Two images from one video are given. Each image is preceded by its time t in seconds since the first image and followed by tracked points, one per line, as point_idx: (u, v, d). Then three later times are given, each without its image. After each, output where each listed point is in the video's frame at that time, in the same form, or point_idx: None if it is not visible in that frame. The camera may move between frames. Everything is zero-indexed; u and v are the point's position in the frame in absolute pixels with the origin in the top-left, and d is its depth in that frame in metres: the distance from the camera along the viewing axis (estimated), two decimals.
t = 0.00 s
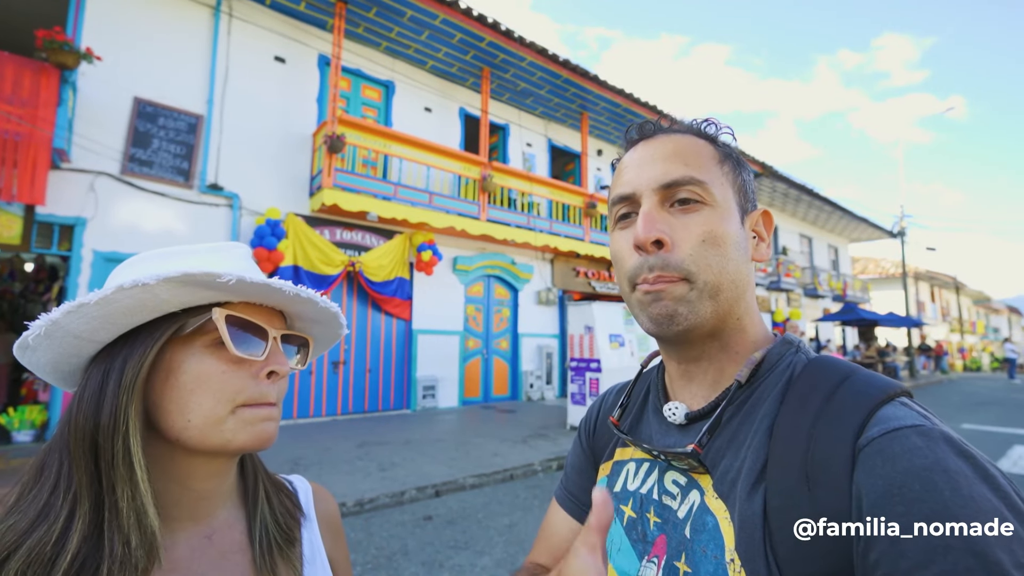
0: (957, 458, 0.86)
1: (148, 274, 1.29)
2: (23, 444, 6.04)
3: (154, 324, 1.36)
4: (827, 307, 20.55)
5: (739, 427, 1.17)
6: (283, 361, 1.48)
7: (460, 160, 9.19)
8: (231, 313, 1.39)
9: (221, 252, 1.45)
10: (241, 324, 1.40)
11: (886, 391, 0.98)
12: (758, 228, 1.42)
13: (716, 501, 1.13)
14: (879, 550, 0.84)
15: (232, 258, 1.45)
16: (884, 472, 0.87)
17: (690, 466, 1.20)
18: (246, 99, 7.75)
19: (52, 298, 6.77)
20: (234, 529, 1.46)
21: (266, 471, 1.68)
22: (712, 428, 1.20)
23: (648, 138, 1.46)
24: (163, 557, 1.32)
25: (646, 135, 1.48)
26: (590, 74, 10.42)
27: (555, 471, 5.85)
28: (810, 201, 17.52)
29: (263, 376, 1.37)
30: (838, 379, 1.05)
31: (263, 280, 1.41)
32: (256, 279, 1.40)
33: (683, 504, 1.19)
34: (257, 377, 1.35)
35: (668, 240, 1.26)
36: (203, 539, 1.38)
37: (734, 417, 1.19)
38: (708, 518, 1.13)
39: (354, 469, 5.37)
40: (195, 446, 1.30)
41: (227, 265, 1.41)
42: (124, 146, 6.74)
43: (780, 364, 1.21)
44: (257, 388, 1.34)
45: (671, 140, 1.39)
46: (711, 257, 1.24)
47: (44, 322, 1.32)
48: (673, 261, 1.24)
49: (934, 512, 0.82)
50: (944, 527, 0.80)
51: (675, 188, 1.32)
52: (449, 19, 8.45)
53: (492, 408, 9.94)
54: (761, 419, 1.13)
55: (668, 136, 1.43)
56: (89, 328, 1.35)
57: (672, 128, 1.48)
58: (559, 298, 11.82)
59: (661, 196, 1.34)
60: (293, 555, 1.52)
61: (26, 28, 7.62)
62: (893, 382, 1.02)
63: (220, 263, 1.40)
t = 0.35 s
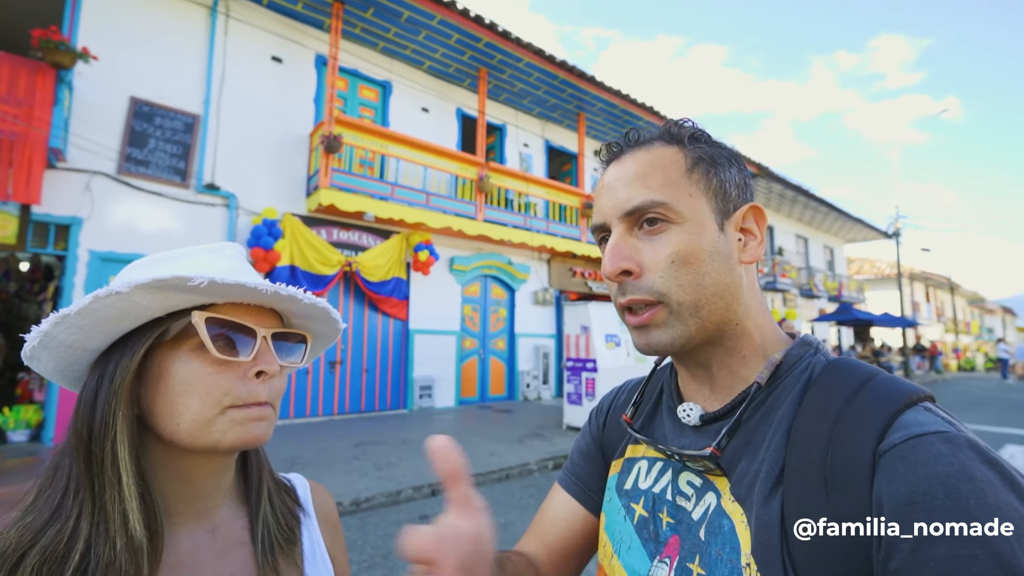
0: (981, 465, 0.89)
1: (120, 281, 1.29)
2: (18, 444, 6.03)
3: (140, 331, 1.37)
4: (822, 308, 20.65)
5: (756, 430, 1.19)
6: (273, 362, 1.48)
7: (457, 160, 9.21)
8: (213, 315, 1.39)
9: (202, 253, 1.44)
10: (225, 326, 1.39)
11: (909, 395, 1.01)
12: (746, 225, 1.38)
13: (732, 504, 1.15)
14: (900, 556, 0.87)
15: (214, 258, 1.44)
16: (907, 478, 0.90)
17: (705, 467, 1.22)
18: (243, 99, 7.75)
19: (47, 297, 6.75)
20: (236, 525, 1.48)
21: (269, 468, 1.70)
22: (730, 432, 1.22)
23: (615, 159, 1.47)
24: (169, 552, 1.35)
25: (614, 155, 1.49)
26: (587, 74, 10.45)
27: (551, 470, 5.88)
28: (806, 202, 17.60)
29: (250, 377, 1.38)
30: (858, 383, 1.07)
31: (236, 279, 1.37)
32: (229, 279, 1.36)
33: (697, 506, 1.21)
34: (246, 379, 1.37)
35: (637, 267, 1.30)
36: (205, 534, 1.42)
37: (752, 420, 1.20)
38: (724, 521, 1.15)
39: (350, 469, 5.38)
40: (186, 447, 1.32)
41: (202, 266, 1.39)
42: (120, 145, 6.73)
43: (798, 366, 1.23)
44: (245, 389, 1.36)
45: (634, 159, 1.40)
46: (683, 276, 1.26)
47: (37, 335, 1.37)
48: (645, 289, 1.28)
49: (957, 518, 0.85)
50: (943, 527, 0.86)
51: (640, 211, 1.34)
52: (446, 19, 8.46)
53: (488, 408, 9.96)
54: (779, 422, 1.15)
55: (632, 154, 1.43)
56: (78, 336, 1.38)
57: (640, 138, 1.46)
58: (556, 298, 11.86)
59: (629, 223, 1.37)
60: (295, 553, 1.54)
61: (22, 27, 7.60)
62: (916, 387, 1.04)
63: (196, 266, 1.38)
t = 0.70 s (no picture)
0: (974, 454, 0.90)
1: (120, 282, 1.31)
2: (13, 444, 6.01)
3: (142, 330, 1.40)
4: (816, 308, 20.79)
5: (752, 423, 1.22)
6: (269, 363, 1.48)
7: (453, 161, 9.23)
8: (211, 317, 1.40)
9: (206, 254, 1.45)
10: (223, 327, 1.40)
11: (899, 385, 1.04)
12: (769, 223, 1.47)
13: (729, 497, 1.18)
14: (897, 547, 0.89)
15: (215, 259, 1.45)
16: (898, 468, 0.93)
17: (702, 462, 1.25)
18: (240, 98, 7.75)
19: (42, 297, 6.73)
20: (241, 514, 1.51)
21: (273, 459, 1.73)
22: (727, 427, 1.24)
23: (657, 130, 1.47)
24: (176, 539, 1.38)
25: (655, 126, 1.50)
26: (583, 75, 10.50)
27: (546, 469, 5.92)
28: (801, 203, 17.72)
29: (245, 378, 1.39)
30: (850, 375, 1.10)
31: (230, 284, 1.37)
32: (224, 284, 1.37)
33: (695, 499, 1.24)
34: (240, 378, 1.39)
35: (681, 242, 1.30)
36: (213, 522, 1.45)
37: (749, 413, 1.23)
38: (722, 514, 1.18)
39: (346, 468, 5.41)
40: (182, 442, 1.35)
41: (201, 269, 1.40)
42: (116, 145, 6.72)
43: (791, 357, 1.26)
44: (238, 388, 1.38)
45: (681, 132, 1.41)
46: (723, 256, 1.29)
47: (48, 330, 1.40)
48: (686, 264, 1.29)
49: (949, 509, 0.87)
50: (943, 526, 0.86)
51: (689, 187, 1.36)
52: (443, 20, 8.49)
53: (485, 407, 9.99)
54: (774, 414, 1.18)
55: (674, 128, 1.44)
56: (84, 333, 1.42)
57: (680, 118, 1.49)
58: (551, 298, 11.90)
59: (673, 197, 1.37)
60: (300, 539, 1.57)
61: (16, 27, 7.58)
62: (905, 377, 1.07)
63: (195, 269, 1.40)
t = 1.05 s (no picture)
0: (968, 450, 0.93)
1: (135, 283, 1.31)
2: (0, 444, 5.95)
3: (153, 325, 1.40)
4: (807, 308, 20.93)
5: (746, 416, 1.22)
6: (275, 363, 1.47)
7: (447, 159, 9.22)
8: (222, 317, 1.39)
9: (219, 252, 1.44)
10: (235, 327, 1.40)
11: (895, 381, 1.05)
12: (691, 219, 1.32)
13: (725, 488, 1.19)
14: (891, 541, 0.92)
15: (226, 258, 1.43)
16: (893, 465, 0.94)
17: (699, 452, 1.25)
18: (232, 96, 7.70)
19: (30, 295, 6.66)
20: (247, 508, 1.48)
21: (277, 447, 1.70)
22: (720, 420, 1.24)
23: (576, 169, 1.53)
24: (178, 530, 1.36)
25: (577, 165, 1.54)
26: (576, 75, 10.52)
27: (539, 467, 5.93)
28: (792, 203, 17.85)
29: (251, 376, 1.38)
30: (846, 368, 1.11)
31: (245, 289, 1.38)
32: (238, 288, 1.37)
33: (690, 489, 1.26)
34: (249, 376, 1.38)
35: (585, 275, 1.36)
36: (217, 515, 1.42)
37: (742, 406, 1.23)
38: (717, 506, 1.19)
39: (338, 466, 5.40)
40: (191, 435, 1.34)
41: (216, 271, 1.39)
42: (106, 142, 6.66)
43: (786, 351, 1.25)
44: (246, 385, 1.37)
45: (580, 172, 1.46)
46: (619, 281, 1.31)
47: (62, 322, 1.40)
48: (591, 295, 1.37)
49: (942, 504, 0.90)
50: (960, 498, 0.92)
51: (583, 219, 1.39)
52: (437, 19, 8.48)
53: (478, 407, 9.99)
54: (768, 407, 1.18)
55: (586, 165, 1.48)
56: (94, 325, 1.41)
57: (595, 150, 1.51)
58: (545, 297, 11.93)
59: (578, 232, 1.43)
60: (301, 528, 1.53)
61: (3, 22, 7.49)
62: (902, 372, 1.08)
63: (207, 270, 1.38)
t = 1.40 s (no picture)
0: (959, 467, 0.91)
1: (122, 296, 1.28)
2: None
3: (144, 339, 1.36)
4: (804, 308, 21.00)
5: (741, 428, 1.20)
6: (272, 367, 1.44)
7: (444, 159, 9.20)
8: (214, 325, 1.37)
9: (207, 259, 1.42)
10: (226, 335, 1.37)
11: (892, 399, 1.01)
12: (707, 230, 1.31)
13: (719, 498, 1.17)
14: (877, 553, 0.90)
15: (213, 263, 1.41)
16: (883, 479, 0.92)
17: (695, 462, 1.24)
18: (227, 95, 7.66)
19: (23, 296, 6.60)
20: (243, 517, 1.46)
21: (274, 458, 1.67)
22: (715, 429, 1.22)
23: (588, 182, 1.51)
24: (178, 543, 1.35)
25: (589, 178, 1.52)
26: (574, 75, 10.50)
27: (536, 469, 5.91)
28: (789, 203, 17.90)
29: (248, 381, 1.36)
30: (844, 386, 1.07)
31: (235, 294, 1.35)
32: (227, 294, 1.33)
33: (686, 499, 1.24)
34: (245, 381, 1.35)
35: (602, 281, 1.34)
36: (214, 527, 1.40)
37: (738, 418, 1.20)
38: (711, 515, 1.18)
39: (334, 469, 5.37)
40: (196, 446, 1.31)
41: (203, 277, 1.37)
42: (99, 142, 6.61)
43: (786, 366, 1.21)
44: (244, 393, 1.34)
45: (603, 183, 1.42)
46: (639, 286, 1.28)
47: (50, 338, 1.37)
48: (608, 299, 1.34)
49: (930, 520, 0.87)
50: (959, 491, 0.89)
51: (600, 226, 1.36)
52: (433, 18, 8.45)
53: (475, 407, 9.97)
54: (765, 419, 1.16)
55: (603, 175, 1.45)
56: (83, 340, 1.37)
57: (611, 161, 1.48)
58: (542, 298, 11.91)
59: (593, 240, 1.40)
60: (297, 539, 1.52)
61: None
62: (900, 391, 1.05)
63: (195, 278, 1.36)
